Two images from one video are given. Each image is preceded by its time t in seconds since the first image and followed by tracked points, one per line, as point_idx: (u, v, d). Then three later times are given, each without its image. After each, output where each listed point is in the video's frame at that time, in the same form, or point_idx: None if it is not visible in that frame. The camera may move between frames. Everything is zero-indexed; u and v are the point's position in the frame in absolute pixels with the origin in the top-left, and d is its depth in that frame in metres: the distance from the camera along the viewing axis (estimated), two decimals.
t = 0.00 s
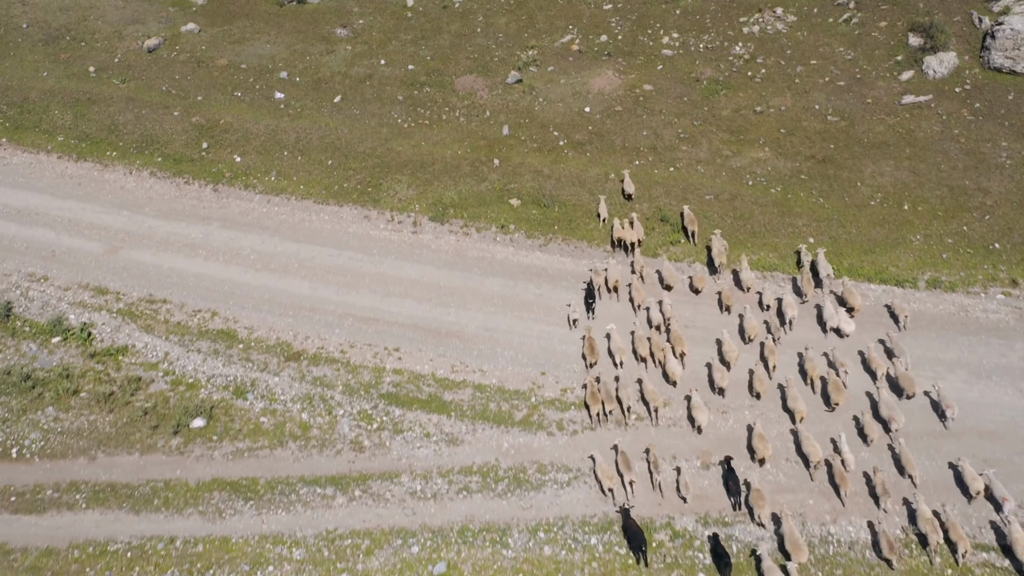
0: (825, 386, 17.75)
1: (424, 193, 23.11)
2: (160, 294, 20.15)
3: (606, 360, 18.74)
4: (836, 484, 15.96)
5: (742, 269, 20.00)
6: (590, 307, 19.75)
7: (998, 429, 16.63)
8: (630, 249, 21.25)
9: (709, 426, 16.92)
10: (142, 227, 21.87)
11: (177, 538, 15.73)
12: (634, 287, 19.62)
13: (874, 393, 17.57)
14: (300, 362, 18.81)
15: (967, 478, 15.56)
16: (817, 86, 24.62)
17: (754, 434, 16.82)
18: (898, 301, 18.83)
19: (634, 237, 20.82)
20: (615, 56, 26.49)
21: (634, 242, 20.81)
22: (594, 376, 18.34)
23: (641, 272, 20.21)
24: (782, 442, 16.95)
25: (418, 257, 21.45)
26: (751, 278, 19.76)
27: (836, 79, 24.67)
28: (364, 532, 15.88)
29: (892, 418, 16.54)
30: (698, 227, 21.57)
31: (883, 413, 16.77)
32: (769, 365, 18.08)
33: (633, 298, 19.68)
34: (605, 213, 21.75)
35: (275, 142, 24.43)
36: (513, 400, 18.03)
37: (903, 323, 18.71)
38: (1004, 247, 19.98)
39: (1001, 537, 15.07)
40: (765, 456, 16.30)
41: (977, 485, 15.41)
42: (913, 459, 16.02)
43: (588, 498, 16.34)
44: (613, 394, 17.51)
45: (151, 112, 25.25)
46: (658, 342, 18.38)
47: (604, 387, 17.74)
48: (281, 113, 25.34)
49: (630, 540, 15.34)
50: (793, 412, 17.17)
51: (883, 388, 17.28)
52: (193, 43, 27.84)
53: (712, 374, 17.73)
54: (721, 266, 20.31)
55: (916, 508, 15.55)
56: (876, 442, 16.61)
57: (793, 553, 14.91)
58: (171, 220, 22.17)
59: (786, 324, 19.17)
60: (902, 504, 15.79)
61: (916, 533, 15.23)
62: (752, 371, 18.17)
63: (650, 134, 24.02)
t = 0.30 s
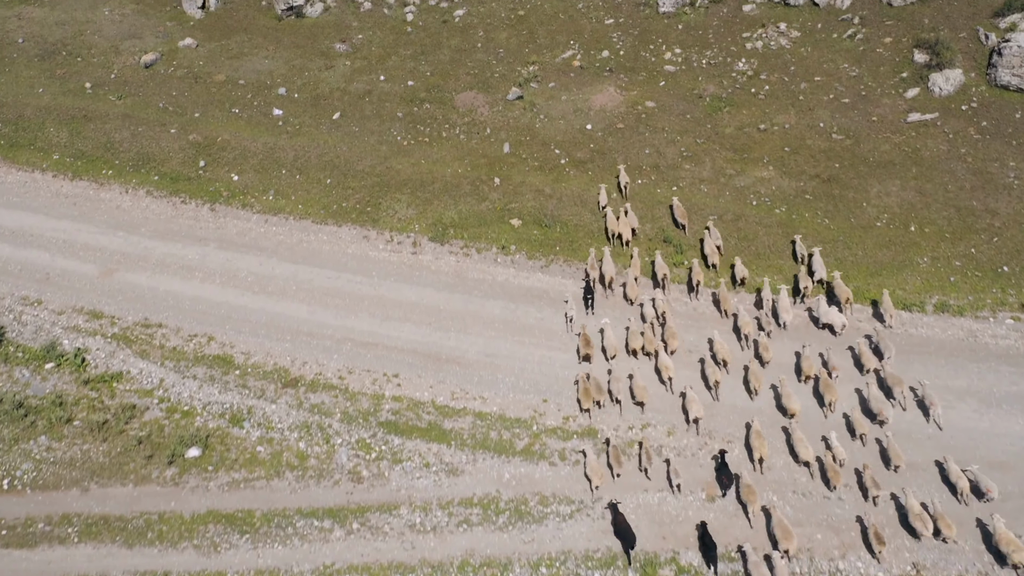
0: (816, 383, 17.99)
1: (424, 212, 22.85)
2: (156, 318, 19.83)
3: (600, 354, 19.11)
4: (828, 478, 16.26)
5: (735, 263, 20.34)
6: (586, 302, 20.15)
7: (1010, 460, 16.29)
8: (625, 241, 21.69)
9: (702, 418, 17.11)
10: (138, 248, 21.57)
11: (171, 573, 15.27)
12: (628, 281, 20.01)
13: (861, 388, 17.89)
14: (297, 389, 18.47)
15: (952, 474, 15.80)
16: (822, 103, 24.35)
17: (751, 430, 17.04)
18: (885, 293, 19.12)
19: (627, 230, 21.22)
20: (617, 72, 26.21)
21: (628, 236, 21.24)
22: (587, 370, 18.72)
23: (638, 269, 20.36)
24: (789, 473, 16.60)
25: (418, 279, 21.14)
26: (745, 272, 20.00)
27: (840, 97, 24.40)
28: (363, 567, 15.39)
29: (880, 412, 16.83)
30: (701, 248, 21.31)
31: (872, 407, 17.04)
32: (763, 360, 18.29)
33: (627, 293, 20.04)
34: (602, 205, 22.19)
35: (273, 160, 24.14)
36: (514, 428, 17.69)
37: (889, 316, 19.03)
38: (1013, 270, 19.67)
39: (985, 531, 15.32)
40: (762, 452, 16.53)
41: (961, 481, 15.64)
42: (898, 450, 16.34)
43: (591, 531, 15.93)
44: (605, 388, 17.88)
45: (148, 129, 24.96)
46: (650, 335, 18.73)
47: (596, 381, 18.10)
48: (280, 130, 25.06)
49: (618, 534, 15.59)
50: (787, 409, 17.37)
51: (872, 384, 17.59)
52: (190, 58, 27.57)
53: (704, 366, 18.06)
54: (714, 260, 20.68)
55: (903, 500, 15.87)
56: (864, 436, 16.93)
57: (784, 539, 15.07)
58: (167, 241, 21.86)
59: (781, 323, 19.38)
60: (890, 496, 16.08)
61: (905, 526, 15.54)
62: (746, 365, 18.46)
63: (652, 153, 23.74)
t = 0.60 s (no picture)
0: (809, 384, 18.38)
1: (423, 238, 22.48)
2: (150, 349, 19.42)
3: (594, 350, 19.51)
4: (819, 477, 16.53)
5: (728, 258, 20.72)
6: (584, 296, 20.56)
7: None
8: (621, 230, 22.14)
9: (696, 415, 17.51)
10: (132, 275, 21.18)
11: None
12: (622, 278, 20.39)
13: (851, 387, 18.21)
14: (293, 424, 18.07)
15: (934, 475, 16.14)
16: (827, 125, 23.99)
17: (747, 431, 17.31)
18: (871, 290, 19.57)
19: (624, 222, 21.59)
20: (620, 93, 25.85)
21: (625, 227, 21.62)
22: (581, 366, 19.17)
23: (637, 264, 20.71)
24: (797, 513, 16.18)
25: (418, 307, 20.75)
26: (738, 267, 20.45)
27: (846, 119, 24.03)
28: None
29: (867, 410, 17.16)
30: (706, 276, 20.96)
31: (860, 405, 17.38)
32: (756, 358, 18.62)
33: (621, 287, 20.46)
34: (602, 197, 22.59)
35: (271, 184, 23.78)
36: (515, 466, 17.26)
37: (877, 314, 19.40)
38: None
39: (968, 531, 15.64)
40: (758, 453, 16.78)
41: (942, 482, 15.98)
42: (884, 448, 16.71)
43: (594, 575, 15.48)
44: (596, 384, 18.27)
45: (144, 151, 24.61)
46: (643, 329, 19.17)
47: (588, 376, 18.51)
48: (277, 152, 24.70)
49: (603, 529, 16.00)
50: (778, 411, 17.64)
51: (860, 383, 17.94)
52: (187, 77, 27.22)
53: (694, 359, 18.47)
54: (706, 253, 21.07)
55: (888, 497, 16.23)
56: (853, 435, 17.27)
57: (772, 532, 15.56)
58: (162, 268, 21.47)
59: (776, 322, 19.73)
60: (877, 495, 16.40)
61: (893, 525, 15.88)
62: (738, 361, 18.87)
63: (656, 176, 23.38)
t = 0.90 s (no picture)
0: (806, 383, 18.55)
1: (423, 259, 22.18)
2: (144, 376, 19.09)
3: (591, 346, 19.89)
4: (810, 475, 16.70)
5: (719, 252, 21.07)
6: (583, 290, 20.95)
7: None
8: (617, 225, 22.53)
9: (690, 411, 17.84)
10: (127, 298, 20.85)
11: None
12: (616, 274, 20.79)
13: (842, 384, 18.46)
14: (290, 453, 17.69)
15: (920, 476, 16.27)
16: (832, 144, 23.70)
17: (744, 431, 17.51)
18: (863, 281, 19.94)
19: (619, 217, 22.05)
20: (622, 110, 25.58)
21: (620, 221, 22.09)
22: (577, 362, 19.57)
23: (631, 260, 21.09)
24: (805, 548, 15.77)
25: (417, 331, 20.43)
26: (729, 261, 20.71)
27: (851, 137, 23.75)
28: None
29: (857, 407, 17.44)
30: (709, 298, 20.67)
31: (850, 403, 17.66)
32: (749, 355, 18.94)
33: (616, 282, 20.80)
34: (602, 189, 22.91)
35: (268, 203, 23.49)
36: (516, 497, 16.85)
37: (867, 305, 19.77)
38: None
39: (957, 530, 15.74)
40: (756, 453, 16.93)
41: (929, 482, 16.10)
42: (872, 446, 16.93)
43: None
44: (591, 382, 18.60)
45: (140, 170, 24.32)
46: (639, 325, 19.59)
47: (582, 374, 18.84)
48: (275, 171, 24.41)
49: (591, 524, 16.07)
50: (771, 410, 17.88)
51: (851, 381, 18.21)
52: (184, 93, 26.95)
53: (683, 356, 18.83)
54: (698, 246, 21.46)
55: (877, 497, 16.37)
56: (845, 434, 17.42)
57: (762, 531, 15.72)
58: (158, 290, 21.15)
59: (773, 318, 19.85)
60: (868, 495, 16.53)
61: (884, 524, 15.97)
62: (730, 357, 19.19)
63: (658, 195, 23.12)
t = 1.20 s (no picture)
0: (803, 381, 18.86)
1: (422, 286, 21.79)
2: (138, 410, 18.68)
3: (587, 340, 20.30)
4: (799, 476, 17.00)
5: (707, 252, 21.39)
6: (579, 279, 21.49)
7: None
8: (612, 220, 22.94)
9: (681, 409, 18.16)
10: (121, 328, 20.46)
11: None
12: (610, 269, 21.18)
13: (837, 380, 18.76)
14: (286, 491, 17.23)
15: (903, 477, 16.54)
16: (838, 167, 23.34)
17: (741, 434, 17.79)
18: (854, 277, 20.30)
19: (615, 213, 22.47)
20: (624, 131, 25.23)
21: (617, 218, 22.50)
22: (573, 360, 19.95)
23: (624, 256, 21.54)
24: None
25: (417, 361, 20.02)
26: (717, 261, 21.05)
27: (857, 160, 23.39)
28: None
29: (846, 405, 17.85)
30: (714, 327, 20.29)
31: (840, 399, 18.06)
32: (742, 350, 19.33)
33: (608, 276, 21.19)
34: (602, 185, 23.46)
35: (265, 228, 23.13)
36: (517, 537, 16.36)
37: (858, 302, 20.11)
38: None
39: (944, 531, 15.99)
40: (751, 455, 17.25)
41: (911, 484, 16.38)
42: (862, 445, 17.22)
43: None
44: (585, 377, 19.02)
45: (135, 194, 23.94)
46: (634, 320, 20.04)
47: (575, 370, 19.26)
48: (272, 195, 24.04)
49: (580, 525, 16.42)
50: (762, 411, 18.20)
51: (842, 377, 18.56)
52: (181, 114, 26.62)
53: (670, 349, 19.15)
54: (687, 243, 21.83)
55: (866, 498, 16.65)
56: (835, 434, 17.72)
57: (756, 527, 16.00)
58: (152, 319, 20.74)
59: (772, 318, 20.11)
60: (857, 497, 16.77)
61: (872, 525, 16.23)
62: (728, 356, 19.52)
63: (661, 220, 22.81)
